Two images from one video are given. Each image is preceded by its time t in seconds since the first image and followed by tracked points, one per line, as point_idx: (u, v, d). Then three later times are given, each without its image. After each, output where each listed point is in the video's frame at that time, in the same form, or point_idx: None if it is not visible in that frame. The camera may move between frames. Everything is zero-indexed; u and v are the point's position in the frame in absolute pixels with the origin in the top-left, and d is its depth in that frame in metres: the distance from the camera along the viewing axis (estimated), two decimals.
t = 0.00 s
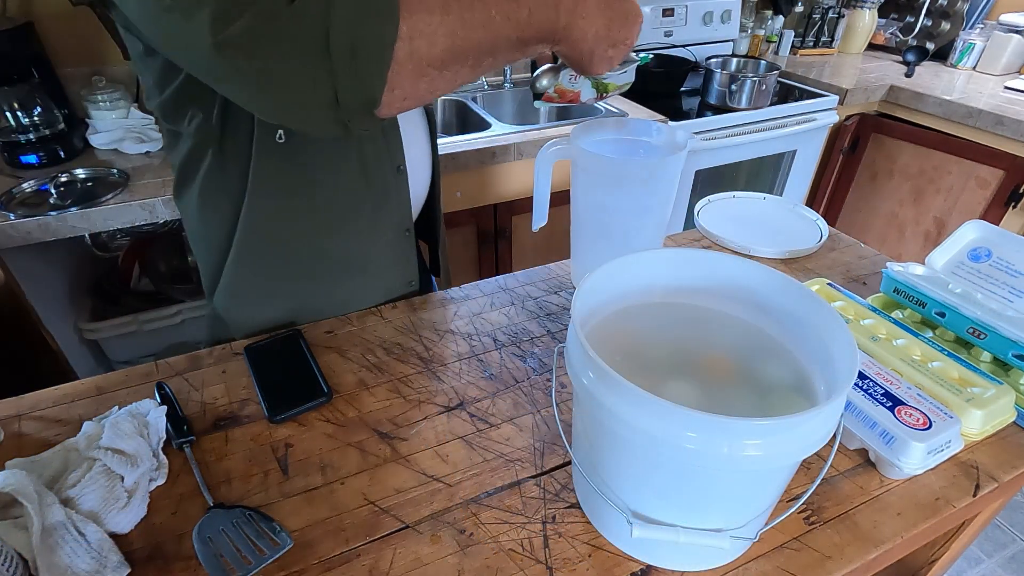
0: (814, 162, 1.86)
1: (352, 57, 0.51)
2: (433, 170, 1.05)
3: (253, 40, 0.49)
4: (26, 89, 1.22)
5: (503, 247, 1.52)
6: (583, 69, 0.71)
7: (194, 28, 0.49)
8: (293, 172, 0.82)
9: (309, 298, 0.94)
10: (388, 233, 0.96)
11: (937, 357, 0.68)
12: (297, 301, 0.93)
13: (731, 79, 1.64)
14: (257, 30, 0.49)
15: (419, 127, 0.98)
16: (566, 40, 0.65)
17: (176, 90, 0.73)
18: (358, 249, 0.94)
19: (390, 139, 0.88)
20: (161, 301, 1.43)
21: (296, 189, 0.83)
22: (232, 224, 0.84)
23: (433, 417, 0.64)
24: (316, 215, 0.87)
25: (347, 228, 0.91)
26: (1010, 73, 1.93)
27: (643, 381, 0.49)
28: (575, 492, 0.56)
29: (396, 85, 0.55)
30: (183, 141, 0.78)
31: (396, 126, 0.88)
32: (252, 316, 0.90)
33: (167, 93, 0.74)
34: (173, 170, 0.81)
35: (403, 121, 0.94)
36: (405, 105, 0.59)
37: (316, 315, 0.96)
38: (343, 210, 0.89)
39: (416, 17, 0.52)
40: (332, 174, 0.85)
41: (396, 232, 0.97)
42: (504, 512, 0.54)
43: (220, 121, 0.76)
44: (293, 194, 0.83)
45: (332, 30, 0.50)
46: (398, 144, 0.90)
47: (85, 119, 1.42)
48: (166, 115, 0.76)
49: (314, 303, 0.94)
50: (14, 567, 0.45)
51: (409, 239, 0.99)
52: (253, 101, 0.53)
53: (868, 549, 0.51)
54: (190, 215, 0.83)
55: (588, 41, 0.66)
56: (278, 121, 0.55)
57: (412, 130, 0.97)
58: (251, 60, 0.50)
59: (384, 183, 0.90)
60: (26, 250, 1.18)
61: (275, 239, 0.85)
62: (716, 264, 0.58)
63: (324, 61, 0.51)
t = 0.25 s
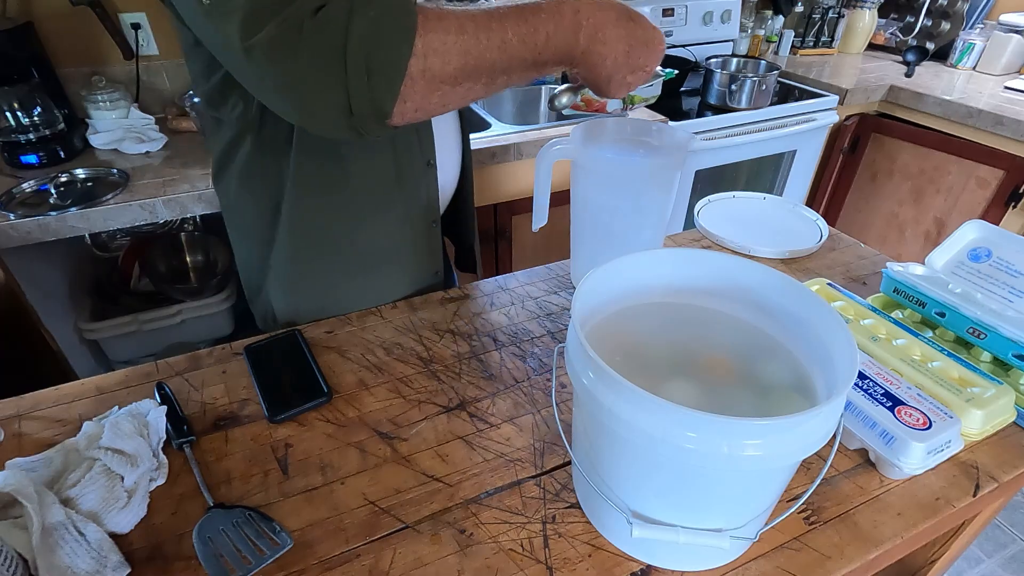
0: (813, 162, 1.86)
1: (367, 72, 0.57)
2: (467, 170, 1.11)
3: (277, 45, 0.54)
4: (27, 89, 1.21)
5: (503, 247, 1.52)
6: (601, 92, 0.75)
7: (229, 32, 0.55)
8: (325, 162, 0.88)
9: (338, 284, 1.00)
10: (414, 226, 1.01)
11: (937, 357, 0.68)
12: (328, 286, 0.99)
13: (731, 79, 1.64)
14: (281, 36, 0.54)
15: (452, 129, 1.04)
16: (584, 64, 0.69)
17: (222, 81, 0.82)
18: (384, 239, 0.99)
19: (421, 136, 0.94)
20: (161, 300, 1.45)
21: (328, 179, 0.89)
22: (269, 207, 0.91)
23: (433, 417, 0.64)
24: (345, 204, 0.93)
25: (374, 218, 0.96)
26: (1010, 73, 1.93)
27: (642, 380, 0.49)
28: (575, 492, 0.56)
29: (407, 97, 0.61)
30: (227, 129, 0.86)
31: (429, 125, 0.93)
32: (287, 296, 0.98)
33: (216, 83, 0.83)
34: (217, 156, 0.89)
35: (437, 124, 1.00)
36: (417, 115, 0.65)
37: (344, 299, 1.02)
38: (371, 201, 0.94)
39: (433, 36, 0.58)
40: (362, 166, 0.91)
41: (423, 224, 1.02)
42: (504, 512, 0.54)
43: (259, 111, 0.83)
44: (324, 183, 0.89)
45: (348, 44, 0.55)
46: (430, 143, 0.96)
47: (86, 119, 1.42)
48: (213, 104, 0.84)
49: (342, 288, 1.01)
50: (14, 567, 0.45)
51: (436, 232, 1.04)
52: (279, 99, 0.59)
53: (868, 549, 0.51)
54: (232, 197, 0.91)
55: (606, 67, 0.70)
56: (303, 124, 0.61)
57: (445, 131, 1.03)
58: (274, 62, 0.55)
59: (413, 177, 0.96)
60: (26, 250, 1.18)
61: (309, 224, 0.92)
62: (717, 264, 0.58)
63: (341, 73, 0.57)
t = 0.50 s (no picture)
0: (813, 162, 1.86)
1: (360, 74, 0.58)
2: (483, 168, 1.11)
3: (276, 40, 0.55)
4: (27, 89, 1.21)
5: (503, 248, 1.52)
6: (600, 102, 0.75)
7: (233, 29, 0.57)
8: (338, 157, 0.88)
9: (350, 279, 1.00)
10: (426, 222, 1.01)
11: (937, 357, 0.68)
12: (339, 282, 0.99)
13: (731, 79, 1.64)
14: (280, 33, 0.55)
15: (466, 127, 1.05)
16: (582, 74, 0.70)
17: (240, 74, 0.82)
18: (394, 236, 0.99)
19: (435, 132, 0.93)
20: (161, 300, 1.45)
21: (341, 174, 0.90)
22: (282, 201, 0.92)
23: (433, 417, 0.64)
24: (357, 199, 0.93)
25: (386, 214, 0.96)
26: (1010, 73, 1.93)
27: (642, 380, 0.49)
28: (575, 492, 0.56)
29: (399, 101, 0.61)
30: (242, 122, 0.87)
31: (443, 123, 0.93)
32: (299, 290, 0.98)
33: (233, 77, 0.83)
34: (231, 149, 0.89)
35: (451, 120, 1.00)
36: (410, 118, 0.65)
37: (356, 295, 1.02)
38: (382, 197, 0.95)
39: (424, 42, 0.58)
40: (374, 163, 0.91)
41: (435, 221, 1.02)
42: (504, 512, 0.54)
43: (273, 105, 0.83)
44: (337, 178, 0.90)
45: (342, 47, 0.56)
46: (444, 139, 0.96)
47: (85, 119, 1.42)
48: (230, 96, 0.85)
49: (354, 283, 1.01)
50: (14, 567, 0.45)
51: (448, 229, 1.04)
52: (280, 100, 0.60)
53: (868, 549, 0.51)
54: (244, 192, 0.92)
55: (604, 78, 0.71)
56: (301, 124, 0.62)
57: (460, 128, 1.03)
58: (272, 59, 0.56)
59: (426, 174, 0.96)
60: (25, 250, 1.18)
61: (321, 220, 0.92)
62: (721, 264, 0.58)
63: (334, 74, 0.58)
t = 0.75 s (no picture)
0: (813, 162, 1.86)
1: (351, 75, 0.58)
2: (484, 169, 1.11)
3: (270, 38, 0.56)
4: (27, 89, 1.21)
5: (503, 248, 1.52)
6: (597, 111, 0.75)
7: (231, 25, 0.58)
8: (341, 157, 0.88)
9: (351, 278, 1.00)
10: (428, 222, 1.01)
11: (937, 357, 0.68)
12: (341, 281, 1.00)
13: (731, 79, 1.64)
14: (274, 31, 0.56)
15: (468, 127, 1.05)
16: (579, 82, 0.70)
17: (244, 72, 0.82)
18: (396, 235, 0.99)
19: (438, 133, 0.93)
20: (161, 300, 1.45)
21: (343, 173, 0.90)
22: (286, 199, 0.92)
23: (433, 417, 0.64)
24: (359, 198, 0.93)
25: (388, 213, 0.96)
26: (1010, 73, 1.93)
27: (642, 380, 0.49)
28: (575, 492, 0.56)
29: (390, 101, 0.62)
30: (245, 119, 0.86)
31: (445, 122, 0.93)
32: (301, 288, 0.98)
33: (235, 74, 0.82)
34: (234, 146, 0.89)
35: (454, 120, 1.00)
36: (403, 118, 0.65)
37: (357, 294, 1.02)
38: (384, 197, 0.95)
39: (417, 44, 0.58)
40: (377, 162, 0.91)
41: (437, 221, 1.02)
42: (504, 513, 0.54)
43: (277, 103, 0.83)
44: (340, 177, 0.90)
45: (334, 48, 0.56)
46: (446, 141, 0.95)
47: (86, 119, 1.42)
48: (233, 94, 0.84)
49: (355, 282, 1.01)
50: (14, 567, 0.45)
51: (450, 229, 1.04)
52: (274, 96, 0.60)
53: (868, 549, 0.51)
54: (245, 189, 0.92)
55: (601, 87, 0.71)
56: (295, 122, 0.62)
57: (463, 128, 1.03)
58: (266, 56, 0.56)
59: (429, 173, 0.96)
60: (25, 250, 1.18)
61: (324, 218, 0.92)
62: (722, 264, 0.58)
63: (325, 75, 0.57)
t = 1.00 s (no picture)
0: (813, 162, 1.86)
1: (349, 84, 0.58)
2: (484, 174, 1.12)
3: (269, 43, 0.57)
4: (27, 89, 1.21)
5: (503, 248, 1.52)
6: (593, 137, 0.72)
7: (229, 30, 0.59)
8: (342, 157, 0.88)
9: (351, 278, 1.00)
10: (428, 223, 1.01)
11: (937, 357, 0.68)
12: (341, 281, 1.00)
13: (731, 79, 1.64)
14: (274, 37, 0.57)
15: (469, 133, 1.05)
16: (575, 106, 0.68)
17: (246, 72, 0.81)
18: (396, 236, 0.99)
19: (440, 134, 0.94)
20: (161, 300, 1.45)
21: (343, 173, 0.89)
22: (286, 199, 0.92)
23: (432, 417, 0.64)
24: (360, 199, 0.93)
25: (388, 214, 0.97)
26: (1010, 73, 1.93)
27: (642, 380, 0.49)
28: (575, 492, 0.56)
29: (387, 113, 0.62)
30: (246, 119, 0.86)
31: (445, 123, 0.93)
32: (300, 288, 0.98)
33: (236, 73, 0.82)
34: (235, 146, 0.89)
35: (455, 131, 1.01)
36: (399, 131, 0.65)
37: (356, 294, 1.02)
38: (385, 197, 0.95)
39: (415, 58, 0.59)
40: (378, 163, 0.91)
41: (437, 222, 1.02)
42: (504, 513, 0.54)
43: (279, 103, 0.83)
44: (341, 178, 0.90)
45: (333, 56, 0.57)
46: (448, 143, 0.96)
47: (86, 119, 1.42)
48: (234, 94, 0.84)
49: (355, 282, 1.01)
50: (14, 567, 0.45)
51: (449, 230, 1.05)
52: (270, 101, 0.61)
53: (868, 549, 0.51)
54: (245, 189, 0.92)
55: (598, 112, 0.68)
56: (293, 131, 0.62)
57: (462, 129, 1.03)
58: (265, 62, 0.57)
59: (430, 174, 0.97)
60: (25, 250, 1.18)
61: (324, 218, 0.92)
62: (721, 264, 0.58)
63: (323, 83, 0.58)
